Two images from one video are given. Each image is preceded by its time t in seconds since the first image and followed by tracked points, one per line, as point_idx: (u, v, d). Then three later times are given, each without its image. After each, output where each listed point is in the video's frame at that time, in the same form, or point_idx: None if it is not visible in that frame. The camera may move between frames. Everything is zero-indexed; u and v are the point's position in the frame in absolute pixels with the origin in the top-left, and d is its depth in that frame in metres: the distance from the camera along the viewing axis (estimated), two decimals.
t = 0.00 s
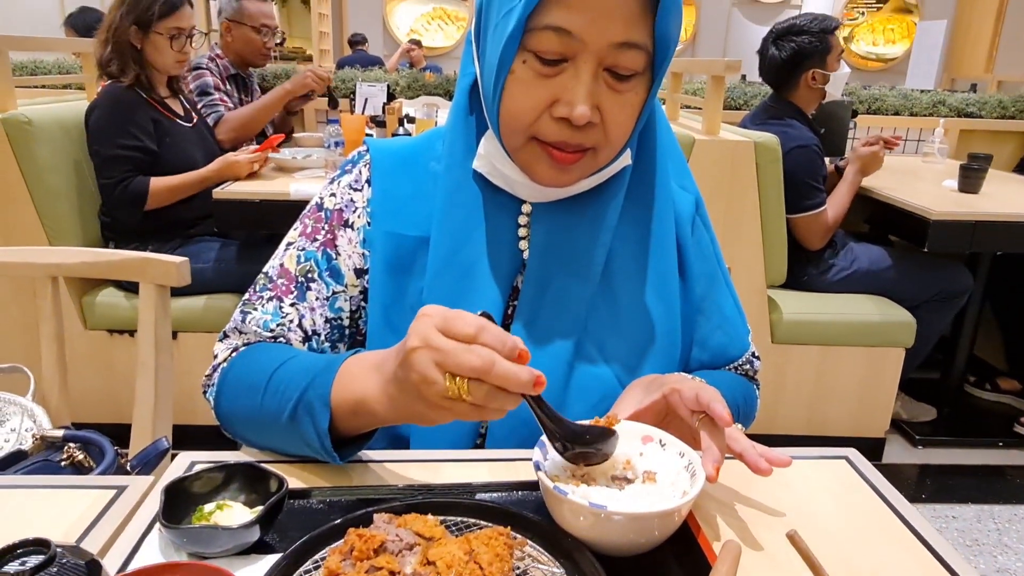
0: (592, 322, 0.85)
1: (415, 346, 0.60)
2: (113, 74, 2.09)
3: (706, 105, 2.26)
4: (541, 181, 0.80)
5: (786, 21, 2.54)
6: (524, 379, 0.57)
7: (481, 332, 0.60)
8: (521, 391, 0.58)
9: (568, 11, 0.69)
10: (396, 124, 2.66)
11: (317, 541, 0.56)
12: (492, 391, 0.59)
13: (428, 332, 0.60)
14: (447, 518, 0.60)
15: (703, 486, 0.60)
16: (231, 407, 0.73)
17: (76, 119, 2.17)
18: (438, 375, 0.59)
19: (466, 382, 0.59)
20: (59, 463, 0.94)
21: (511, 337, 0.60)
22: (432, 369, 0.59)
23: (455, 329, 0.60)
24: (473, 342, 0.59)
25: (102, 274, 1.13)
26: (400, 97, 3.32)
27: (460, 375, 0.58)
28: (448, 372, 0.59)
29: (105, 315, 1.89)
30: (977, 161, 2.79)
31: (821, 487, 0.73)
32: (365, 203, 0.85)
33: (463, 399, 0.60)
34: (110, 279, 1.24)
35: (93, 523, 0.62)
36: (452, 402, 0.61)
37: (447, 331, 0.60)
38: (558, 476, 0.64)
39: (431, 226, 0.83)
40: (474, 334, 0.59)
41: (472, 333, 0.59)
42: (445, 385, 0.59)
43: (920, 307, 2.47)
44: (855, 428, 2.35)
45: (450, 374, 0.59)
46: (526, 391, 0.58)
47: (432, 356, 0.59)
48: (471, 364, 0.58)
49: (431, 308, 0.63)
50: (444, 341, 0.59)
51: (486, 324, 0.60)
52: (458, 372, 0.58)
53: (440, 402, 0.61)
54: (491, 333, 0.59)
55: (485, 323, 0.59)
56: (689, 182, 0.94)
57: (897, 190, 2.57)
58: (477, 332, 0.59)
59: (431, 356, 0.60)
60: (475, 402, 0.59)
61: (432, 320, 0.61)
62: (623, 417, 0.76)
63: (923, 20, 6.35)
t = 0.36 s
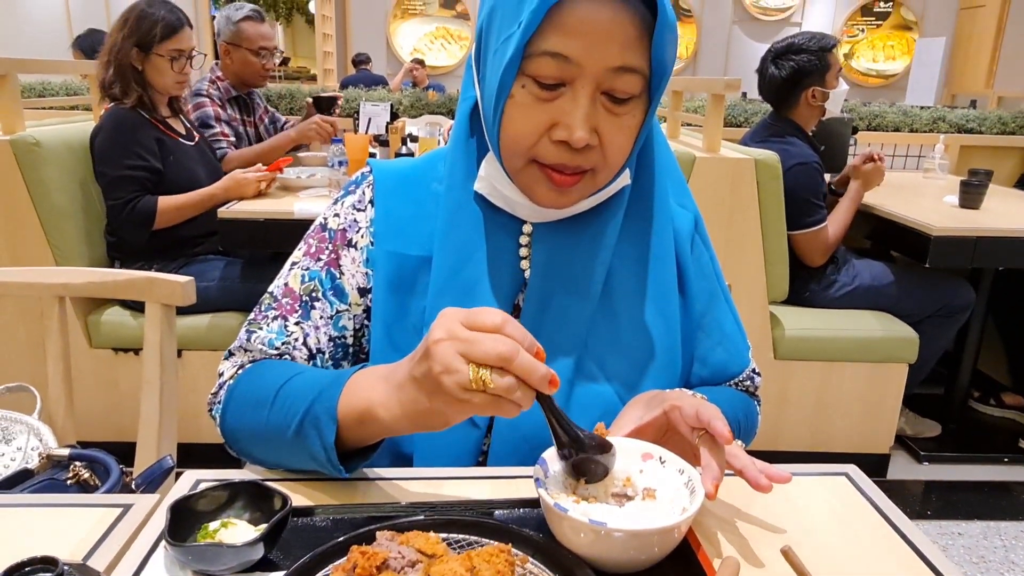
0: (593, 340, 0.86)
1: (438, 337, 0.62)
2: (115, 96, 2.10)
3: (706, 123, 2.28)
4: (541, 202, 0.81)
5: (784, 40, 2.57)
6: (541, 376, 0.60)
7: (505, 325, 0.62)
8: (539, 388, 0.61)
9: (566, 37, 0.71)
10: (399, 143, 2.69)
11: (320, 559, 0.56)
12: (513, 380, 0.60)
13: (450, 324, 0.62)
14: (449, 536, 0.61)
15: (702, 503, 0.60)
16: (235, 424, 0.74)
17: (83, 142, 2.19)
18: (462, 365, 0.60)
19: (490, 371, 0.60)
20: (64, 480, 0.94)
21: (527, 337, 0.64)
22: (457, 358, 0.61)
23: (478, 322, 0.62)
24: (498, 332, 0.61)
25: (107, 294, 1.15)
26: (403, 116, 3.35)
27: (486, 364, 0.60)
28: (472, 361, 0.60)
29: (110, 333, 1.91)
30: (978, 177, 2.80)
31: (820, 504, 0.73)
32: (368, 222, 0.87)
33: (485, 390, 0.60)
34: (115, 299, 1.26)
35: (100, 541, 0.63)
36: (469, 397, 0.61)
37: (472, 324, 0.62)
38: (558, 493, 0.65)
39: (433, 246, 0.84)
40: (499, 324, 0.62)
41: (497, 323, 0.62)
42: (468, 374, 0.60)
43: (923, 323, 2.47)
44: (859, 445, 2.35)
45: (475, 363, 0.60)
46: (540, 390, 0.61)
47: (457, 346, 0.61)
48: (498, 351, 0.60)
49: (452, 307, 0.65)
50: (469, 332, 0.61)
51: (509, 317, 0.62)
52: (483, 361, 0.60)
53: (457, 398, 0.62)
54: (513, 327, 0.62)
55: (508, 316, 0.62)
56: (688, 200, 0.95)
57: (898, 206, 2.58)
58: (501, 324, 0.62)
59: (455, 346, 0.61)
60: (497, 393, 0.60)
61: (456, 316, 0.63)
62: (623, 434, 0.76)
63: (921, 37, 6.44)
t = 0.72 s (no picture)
0: (596, 360, 0.85)
1: (406, 418, 0.62)
2: (108, 118, 2.12)
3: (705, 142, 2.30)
4: (545, 219, 0.81)
5: (782, 60, 2.59)
6: (515, 457, 0.60)
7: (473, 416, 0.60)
8: (507, 467, 0.60)
9: (567, 56, 0.71)
10: (399, 162, 2.70)
11: None
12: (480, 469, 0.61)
13: (419, 404, 0.61)
14: (449, 558, 0.60)
15: (705, 523, 0.60)
16: (235, 445, 0.74)
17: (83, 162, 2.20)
18: (429, 450, 0.62)
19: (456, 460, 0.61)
20: (61, 502, 0.93)
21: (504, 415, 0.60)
22: (423, 444, 0.62)
23: (447, 408, 0.60)
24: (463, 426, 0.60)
25: (107, 314, 1.14)
26: (404, 135, 3.36)
27: (449, 456, 0.61)
28: (439, 450, 0.61)
29: (109, 353, 1.90)
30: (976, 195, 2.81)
31: (824, 523, 0.73)
32: (372, 241, 0.86)
33: (451, 470, 0.62)
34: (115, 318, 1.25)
35: (95, 564, 0.62)
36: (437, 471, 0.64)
37: (439, 409, 0.60)
38: (560, 514, 0.64)
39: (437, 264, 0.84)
40: (467, 417, 0.59)
41: (465, 416, 0.59)
42: (435, 460, 0.62)
43: (924, 340, 2.47)
44: (861, 463, 2.33)
45: (440, 452, 0.61)
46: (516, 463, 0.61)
47: (421, 433, 0.61)
48: (459, 449, 0.59)
49: (428, 375, 0.63)
50: (435, 421, 0.60)
51: (478, 410, 0.59)
52: (447, 452, 0.60)
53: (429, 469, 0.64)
54: (483, 418, 0.59)
55: (478, 406, 0.59)
56: (691, 219, 0.95)
57: (898, 224, 2.59)
58: (468, 417, 0.59)
59: (421, 434, 0.62)
60: (463, 474, 0.62)
61: (424, 395, 0.61)
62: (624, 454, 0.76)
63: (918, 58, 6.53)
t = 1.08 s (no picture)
0: (598, 387, 0.86)
1: (412, 451, 0.63)
2: (108, 149, 2.15)
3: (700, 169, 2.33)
4: (546, 247, 0.82)
5: (776, 89, 2.63)
6: (527, 482, 0.59)
7: (483, 442, 0.60)
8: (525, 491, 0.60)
9: (565, 86, 0.73)
10: (398, 190, 2.72)
11: None
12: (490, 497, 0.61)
13: (426, 435, 0.62)
14: None
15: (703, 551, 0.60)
16: (237, 472, 0.74)
17: (83, 190, 2.22)
18: (437, 481, 0.62)
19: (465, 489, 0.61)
20: (58, 532, 0.93)
21: (512, 440, 0.61)
22: (431, 478, 0.62)
23: (454, 438, 0.61)
24: (472, 454, 0.60)
25: (106, 341, 1.14)
26: (402, 163, 3.40)
27: (459, 487, 0.61)
28: (448, 480, 0.61)
29: (107, 381, 1.90)
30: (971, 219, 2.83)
31: (823, 550, 0.73)
32: (376, 267, 0.87)
33: (462, 501, 0.63)
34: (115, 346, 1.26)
35: None
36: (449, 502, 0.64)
37: (446, 438, 0.61)
38: (558, 543, 0.64)
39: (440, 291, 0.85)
40: (474, 446, 0.60)
41: (473, 444, 0.60)
42: (443, 491, 0.62)
43: (922, 365, 2.47)
44: (863, 489, 2.32)
45: (449, 483, 0.62)
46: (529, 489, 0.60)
47: (429, 466, 0.62)
48: (470, 480, 0.60)
49: (431, 405, 0.63)
50: (443, 450, 0.61)
51: (486, 434, 0.60)
52: (457, 482, 0.61)
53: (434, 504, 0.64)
54: (491, 446, 0.60)
55: (486, 433, 0.60)
56: (692, 247, 0.97)
57: (894, 249, 2.60)
58: (477, 444, 0.60)
59: (430, 466, 0.62)
60: (474, 505, 0.63)
61: (432, 425, 0.62)
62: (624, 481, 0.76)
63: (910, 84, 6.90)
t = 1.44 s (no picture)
0: (602, 415, 0.87)
1: (423, 438, 0.63)
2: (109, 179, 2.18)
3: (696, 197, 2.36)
4: (551, 278, 0.84)
5: (770, 117, 2.67)
6: (534, 470, 0.61)
7: (493, 424, 0.63)
8: (530, 482, 0.61)
9: (568, 122, 0.76)
10: (398, 218, 2.75)
11: None
12: (500, 482, 0.61)
13: (437, 421, 0.63)
14: None
15: None
16: (244, 496, 0.75)
17: (85, 219, 2.24)
18: (447, 466, 0.62)
19: (474, 473, 0.61)
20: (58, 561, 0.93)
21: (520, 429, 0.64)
22: (441, 460, 0.62)
23: (465, 420, 0.63)
24: (483, 432, 0.62)
25: (107, 370, 1.15)
26: (402, 191, 3.44)
27: (470, 465, 0.61)
28: (457, 462, 0.62)
29: (106, 409, 1.91)
30: (965, 246, 2.86)
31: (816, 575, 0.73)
32: (385, 296, 0.89)
33: (469, 490, 0.61)
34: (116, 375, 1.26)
35: None
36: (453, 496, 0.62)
37: (459, 422, 0.63)
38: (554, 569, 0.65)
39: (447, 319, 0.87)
40: (484, 426, 0.62)
41: (483, 425, 0.62)
42: (453, 475, 0.61)
43: (920, 390, 2.48)
44: (863, 515, 2.31)
45: (459, 464, 0.61)
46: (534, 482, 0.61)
47: (441, 448, 0.62)
48: (483, 456, 0.61)
49: (440, 401, 0.66)
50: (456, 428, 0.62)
51: (497, 415, 0.63)
52: (468, 463, 0.61)
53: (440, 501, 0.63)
54: (499, 429, 0.63)
55: (495, 415, 0.63)
56: (696, 278, 0.98)
57: (889, 274, 2.63)
58: (489, 422, 0.63)
59: (440, 447, 0.62)
60: (483, 494, 0.61)
61: (442, 412, 0.64)
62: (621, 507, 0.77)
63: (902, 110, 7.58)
